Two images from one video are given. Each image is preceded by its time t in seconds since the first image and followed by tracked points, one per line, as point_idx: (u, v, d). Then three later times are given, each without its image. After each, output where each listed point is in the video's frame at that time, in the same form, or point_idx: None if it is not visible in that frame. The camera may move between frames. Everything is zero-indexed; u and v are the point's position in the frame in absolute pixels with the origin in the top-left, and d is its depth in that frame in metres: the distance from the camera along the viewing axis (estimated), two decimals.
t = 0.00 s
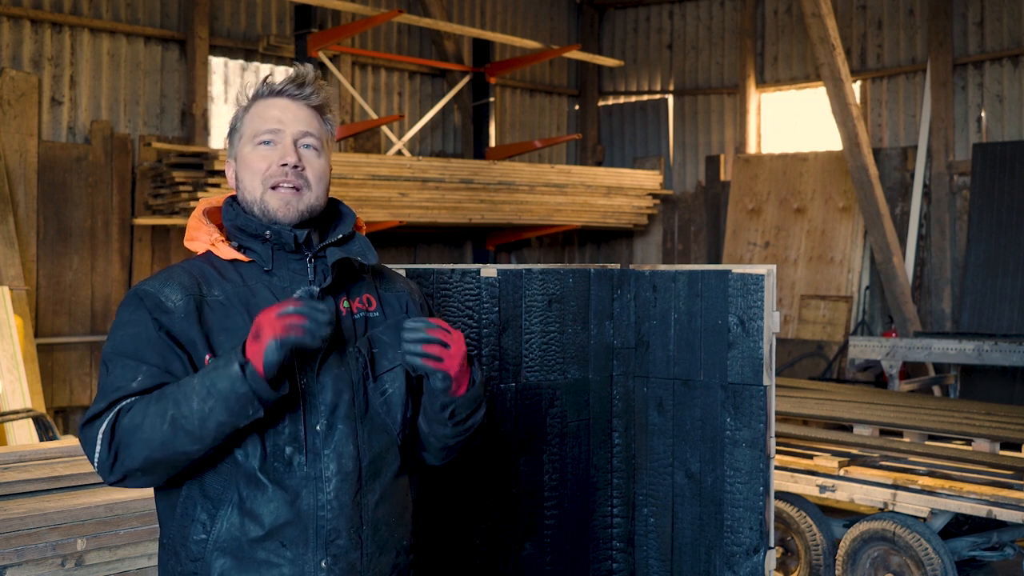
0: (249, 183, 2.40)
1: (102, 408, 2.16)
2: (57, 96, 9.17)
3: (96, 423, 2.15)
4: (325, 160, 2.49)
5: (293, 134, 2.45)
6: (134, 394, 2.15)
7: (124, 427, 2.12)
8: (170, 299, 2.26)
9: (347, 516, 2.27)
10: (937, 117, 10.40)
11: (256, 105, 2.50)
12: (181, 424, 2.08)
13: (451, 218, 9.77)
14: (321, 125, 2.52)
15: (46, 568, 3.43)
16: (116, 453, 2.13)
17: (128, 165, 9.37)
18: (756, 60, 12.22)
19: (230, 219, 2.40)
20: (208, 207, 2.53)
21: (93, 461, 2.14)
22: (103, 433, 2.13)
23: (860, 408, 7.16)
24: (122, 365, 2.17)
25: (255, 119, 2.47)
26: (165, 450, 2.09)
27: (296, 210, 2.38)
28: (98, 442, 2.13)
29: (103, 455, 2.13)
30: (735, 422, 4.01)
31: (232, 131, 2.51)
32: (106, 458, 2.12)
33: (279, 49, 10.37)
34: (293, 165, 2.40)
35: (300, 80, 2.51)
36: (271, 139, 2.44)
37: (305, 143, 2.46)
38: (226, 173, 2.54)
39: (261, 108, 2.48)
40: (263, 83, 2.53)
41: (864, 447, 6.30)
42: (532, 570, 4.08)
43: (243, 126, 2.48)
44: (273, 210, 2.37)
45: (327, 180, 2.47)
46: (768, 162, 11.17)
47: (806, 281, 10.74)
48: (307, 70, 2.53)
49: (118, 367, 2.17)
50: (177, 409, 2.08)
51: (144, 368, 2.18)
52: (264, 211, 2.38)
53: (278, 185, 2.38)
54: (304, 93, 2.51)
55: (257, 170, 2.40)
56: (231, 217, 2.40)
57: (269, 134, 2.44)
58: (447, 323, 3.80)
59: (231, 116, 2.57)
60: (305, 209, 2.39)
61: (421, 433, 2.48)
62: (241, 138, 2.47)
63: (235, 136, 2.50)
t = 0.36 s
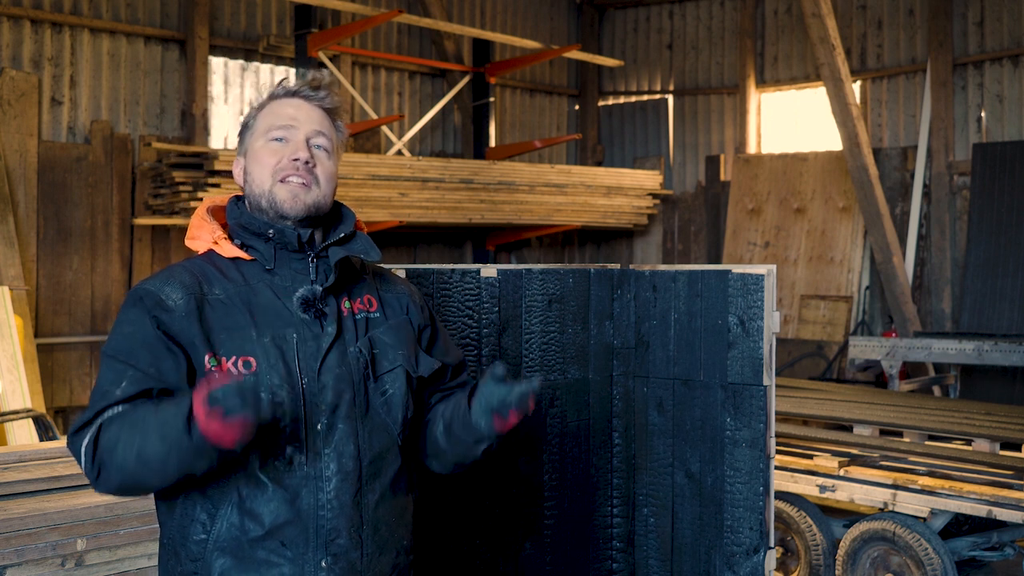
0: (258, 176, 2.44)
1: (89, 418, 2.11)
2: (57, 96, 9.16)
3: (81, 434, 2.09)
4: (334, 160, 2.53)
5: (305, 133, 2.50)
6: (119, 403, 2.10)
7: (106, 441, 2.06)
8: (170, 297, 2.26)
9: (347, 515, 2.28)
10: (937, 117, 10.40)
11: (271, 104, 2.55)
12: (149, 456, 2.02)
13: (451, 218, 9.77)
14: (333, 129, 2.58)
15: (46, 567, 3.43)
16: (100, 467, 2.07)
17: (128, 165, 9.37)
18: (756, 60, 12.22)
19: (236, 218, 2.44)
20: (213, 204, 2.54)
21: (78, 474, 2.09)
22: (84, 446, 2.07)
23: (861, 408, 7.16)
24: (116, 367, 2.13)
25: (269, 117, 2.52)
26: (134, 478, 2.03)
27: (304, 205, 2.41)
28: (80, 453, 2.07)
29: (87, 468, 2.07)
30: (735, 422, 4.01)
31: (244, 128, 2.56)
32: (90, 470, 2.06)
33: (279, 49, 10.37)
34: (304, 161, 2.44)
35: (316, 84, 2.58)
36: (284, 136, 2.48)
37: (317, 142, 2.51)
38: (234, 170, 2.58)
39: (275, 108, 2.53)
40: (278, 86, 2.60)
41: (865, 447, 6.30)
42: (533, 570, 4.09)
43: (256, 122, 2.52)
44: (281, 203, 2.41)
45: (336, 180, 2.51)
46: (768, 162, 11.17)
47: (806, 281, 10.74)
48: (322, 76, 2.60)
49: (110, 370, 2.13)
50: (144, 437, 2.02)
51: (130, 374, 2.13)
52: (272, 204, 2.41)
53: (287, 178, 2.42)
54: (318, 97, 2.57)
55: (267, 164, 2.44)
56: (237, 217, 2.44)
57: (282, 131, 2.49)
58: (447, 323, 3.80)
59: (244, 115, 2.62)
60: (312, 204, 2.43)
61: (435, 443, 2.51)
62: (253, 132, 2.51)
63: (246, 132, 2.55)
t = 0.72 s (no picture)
0: (267, 187, 2.44)
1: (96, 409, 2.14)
2: (57, 96, 9.16)
3: (89, 423, 2.13)
4: (344, 168, 2.52)
5: (316, 141, 2.48)
6: (128, 395, 2.14)
7: (118, 430, 2.11)
8: (174, 296, 2.25)
9: (345, 518, 2.27)
10: (937, 118, 10.40)
11: (283, 105, 2.52)
12: (178, 434, 2.08)
13: (451, 218, 9.77)
14: (345, 134, 2.55)
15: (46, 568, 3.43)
16: (110, 454, 2.11)
17: (128, 165, 9.37)
18: (756, 60, 12.22)
19: (239, 217, 2.42)
20: (216, 204, 2.55)
21: (87, 461, 2.13)
22: (94, 436, 2.11)
23: (860, 408, 7.16)
24: (118, 364, 2.15)
25: (280, 121, 2.49)
26: (161, 456, 2.09)
27: (311, 218, 2.42)
28: (90, 443, 2.11)
29: (96, 456, 2.11)
30: (735, 422, 4.01)
31: (255, 128, 2.54)
32: (99, 459, 2.10)
33: (279, 49, 10.37)
34: (314, 173, 2.43)
35: (329, 86, 2.53)
36: (294, 144, 2.46)
37: (328, 150, 2.49)
38: (243, 168, 2.57)
39: (287, 110, 2.51)
40: (290, 83, 2.55)
41: (865, 447, 6.30)
42: (532, 571, 4.08)
43: (267, 125, 2.50)
44: (290, 215, 2.40)
45: (345, 189, 2.50)
46: (768, 162, 11.17)
47: (806, 281, 10.74)
48: (336, 76, 2.55)
49: (112, 366, 2.15)
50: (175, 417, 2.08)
51: (140, 371, 2.16)
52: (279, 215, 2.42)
53: (297, 192, 2.41)
54: (331, 99, 2.53)
55: (277, 174, 2.43)
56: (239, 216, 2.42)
57: (292, 138, 2.47)
58: (447, 323, 3.80)
59: (255, 110, 2.59)
60: (320, 217, 2.43)
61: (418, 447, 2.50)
62: (264, 136, 2.50)
63: (257, 132, 2.53)
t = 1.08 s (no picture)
0: (261, 184, 2.43)
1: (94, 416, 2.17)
2: (57, 96, 9.16)
3: (88, 430, 2.16)
4: (340, 164, 2.52)
5: (310, 137, 2.48)
6: (125, 401, 2.17)
7: (116, 437, 2.13)
8: (172, 298, 2.25)
9: (346, 519, 2.27)
10: (937, 118, 10.40)
11: (275, 104, 2.52)
12: (173, 441, 2.09)
13: (451, 218, 9.77)
14: (339, 131, 2.56)
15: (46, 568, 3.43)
16: (109, 461, 2.15)
17: (128, 165, 9.37)
18: (756, 60, 12.22)
19: (239, 217, 2.42)
20: (216, 203, 2.54)
21: (86, 467, 2.16)
22: (92, 442, 2.14)
23: (860, 408, 7.16)
24: (117, 370, 2.18)
25: (272, 120, 2.50)
26: (157, 463, 2.11)
27: (308, 213, 2.41)
28: (88, 449, 2.14)
29: (95, 463, 2.14)
30: (735, 422, 4.01)
31: (248, 129, 2.54)
32: (98, 464, 2.14)
33: (279, 49, 10.36)
34: (308, 168, 2.43)
35: (321, 83, 2.54)
36: (288, 141, 2.47)
37: (322, 146, 2.49)
38: (239, 170, 2.57)
39: (279, 109, 2.51)
40: (282, 83, 2.56)
41: (865, 447, 6.30)
42: (532, 571, 4.08)
43: (260, 125, 2.50)
44: (285, 211, 2.40)
45: (340, 184, 2.50)
46: (768, 162, 11.17)
47: (806, 281, 10.74)
48: (328, 74, 2.56)
49: (111, 373, 2.18)
50: (169, 424, 2.09)
51: (135, 376, 2.19)
52: (275, 212, 2.41)
53: (292, 188, 2.41)
54: (323, 97, 2.54)
55: (270, 171, 2.43)
56: (240, 216, 2.41)
57: (286, 136, 2.47)
58: (447, 323, 3.80)
59: (248, 113, 2.59)
60: (316, 212, 2.42)
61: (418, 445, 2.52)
62: (257, 136, 2.50)
63: (251, 133, 2.53)
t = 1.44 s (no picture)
0: (259, 182, 2.43)
1: (95, 417, 2.17)
2: (57, 96, 9.16)
3: (89, 431, 2.15)
4: (336, 160, 2.53)
5: (305, 134, 2.48)
6: (126, 401, 2.16)
7: (118, 437, 2.13)
8: (172, 298, 2.25)
9: (349, 517, 2.27)
10: (937, 118, 10.40)
11: (269, 104, 2.53)
12: (176, 440, 2.09)
13: (451, 218, 9.77)
14: (334, 128, 2.56)
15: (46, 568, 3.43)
16: (111, 462, 2.14)
17: (128, 165, 9.37)
18: (756, 60, 12.22)
19: (238, 216, 2.41)
20: (215, 204, 2.54)
21: (87, 468, 2.15)
22: (93, 443, 2.14)
23: (860, 408, 7.16)
24: (117, 371, 2.18)
25: (268, 119, 2.50)
26: (160, 462, 2.10)
27: (307, 210, 2.41)
28: (89, 449, 2.13)
29: (97, 463, 2.14)
30: (735, 422, 4.01)
31: (244, 130, 2.55)
32: (99, 465, 2.14)
33: (279, 49, 10.36)
34: (305, 163, 2.43)
35: (315, 81, 2.55)
36: (284, 138, 2.47)
37: (318, 142, 2.50)
38: (235, 171, 2.57)
39: (274, 108, 2.52)
40: (276, 84, 2.57)
41: (865, 447, 6.30)
42: (532, 571, 4.08)
43: (255, 125, 2.51)
44: (285, 208, 2.40)
45: (337, 180, 2.50)
46: (768, 162, 11.17)
47: (806, 281, 10.74)
48: (321, 72, 2.57)
49: (111, 374, 2.18)
50: (172, 422, 2.09)
51: (136, 376, 2.18)
52: (274, 209, 2.41)
53: (289, 183, 2.41)
54: (317, 94, 2.55)
55: (268, 168, 2.43)
56: (240, 215, 2.40)
57: (282, 133, 2.47)
58: (447, 323, 3.80)
59: (244, 116, 2.60)
60: (314, 208, 2.43)
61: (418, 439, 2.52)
62: (253, 135, 2.50)
63: (247, 134, 2.54)
